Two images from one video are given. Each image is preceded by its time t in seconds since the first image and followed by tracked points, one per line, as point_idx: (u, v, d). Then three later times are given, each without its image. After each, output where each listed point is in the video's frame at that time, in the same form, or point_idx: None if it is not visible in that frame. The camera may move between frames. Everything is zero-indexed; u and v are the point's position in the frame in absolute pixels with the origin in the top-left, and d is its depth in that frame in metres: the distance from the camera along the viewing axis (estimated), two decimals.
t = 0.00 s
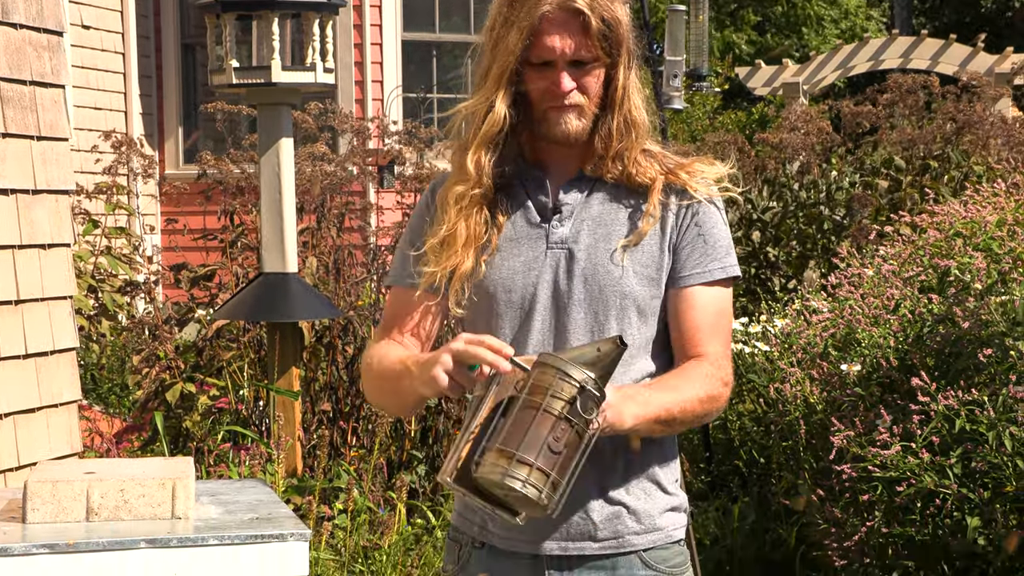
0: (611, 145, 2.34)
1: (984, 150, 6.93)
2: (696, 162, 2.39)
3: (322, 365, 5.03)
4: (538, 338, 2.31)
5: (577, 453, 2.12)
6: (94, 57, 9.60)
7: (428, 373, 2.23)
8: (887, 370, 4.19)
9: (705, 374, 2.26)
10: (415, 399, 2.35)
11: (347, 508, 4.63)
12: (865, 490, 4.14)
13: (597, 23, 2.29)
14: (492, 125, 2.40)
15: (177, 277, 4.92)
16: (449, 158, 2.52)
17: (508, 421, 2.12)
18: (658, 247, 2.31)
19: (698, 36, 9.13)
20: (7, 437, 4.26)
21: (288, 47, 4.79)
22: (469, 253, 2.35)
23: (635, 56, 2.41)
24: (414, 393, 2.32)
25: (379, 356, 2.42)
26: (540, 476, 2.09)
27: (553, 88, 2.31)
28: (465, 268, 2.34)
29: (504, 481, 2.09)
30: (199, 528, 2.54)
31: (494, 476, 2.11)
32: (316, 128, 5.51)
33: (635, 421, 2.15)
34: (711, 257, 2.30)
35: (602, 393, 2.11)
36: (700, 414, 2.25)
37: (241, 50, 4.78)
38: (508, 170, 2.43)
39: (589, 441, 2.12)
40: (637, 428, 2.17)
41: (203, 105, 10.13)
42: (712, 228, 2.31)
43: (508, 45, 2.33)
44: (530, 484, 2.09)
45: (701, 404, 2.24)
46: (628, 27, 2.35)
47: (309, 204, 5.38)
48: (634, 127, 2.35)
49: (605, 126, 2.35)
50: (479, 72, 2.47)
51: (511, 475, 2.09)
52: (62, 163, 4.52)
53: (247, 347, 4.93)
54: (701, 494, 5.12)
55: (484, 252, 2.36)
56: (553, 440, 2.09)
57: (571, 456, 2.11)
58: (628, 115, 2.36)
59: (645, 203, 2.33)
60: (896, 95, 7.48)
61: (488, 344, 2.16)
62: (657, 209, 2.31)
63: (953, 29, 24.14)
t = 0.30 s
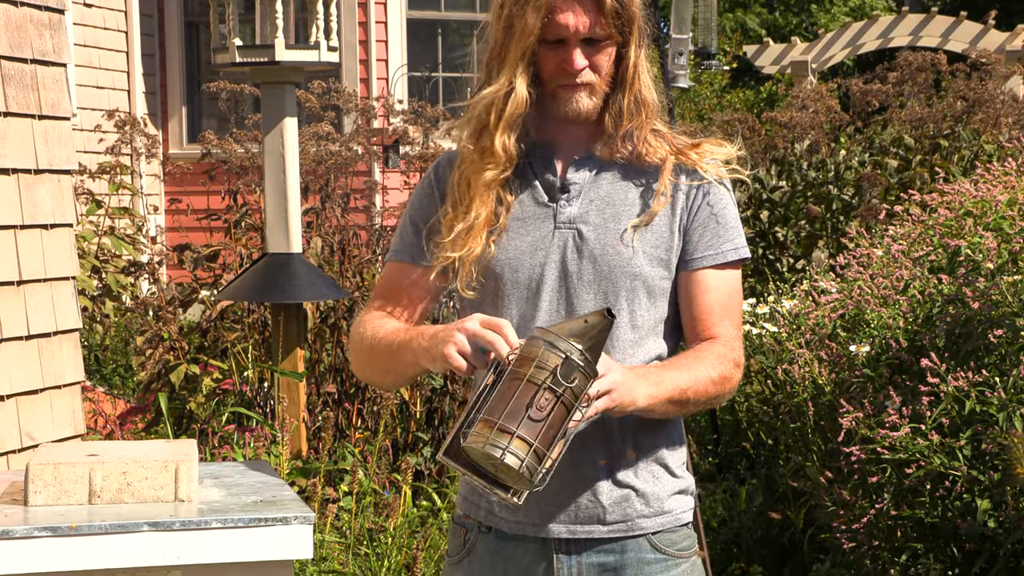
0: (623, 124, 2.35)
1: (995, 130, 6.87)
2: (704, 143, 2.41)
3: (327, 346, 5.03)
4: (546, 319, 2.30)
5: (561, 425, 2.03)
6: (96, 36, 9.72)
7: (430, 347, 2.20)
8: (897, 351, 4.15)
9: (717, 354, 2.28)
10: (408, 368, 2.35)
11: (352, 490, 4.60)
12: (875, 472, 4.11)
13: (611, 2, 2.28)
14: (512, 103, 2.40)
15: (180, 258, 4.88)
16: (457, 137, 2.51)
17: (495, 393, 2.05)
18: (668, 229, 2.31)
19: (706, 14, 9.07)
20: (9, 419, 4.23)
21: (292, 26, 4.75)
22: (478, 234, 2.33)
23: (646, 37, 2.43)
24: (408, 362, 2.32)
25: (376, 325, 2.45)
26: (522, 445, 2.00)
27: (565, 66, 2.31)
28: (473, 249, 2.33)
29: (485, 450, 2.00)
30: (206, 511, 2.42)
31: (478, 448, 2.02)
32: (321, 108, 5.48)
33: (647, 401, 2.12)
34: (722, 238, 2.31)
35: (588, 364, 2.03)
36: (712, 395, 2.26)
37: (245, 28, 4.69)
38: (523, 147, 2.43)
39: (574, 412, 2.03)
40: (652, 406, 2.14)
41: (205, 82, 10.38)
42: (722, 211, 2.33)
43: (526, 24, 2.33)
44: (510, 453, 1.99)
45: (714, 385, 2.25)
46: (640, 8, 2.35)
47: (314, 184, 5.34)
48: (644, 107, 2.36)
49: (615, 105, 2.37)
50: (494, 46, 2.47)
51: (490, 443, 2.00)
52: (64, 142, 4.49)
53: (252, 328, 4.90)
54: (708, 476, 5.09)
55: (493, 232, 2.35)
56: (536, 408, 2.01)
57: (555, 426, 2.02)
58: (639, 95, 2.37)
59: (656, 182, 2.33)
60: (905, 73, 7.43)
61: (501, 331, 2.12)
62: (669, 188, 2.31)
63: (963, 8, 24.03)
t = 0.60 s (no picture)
0: (625, 111, 2.31)
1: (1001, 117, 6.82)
2: (708, 133, 2.38)
3: (326, 338, 4.99)
4: (545, 311, 2.27)
5: (543, 440, 1.95)
6: (93, 25, 9.95)
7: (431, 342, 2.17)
8: (902, 342, 4.10)
9: (720, 349, 2.24)
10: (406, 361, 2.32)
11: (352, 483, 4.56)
12: (880, 464, 4.06)
13: None
14: (522, 97, 2.33)
15: (178, 248, 4.84)
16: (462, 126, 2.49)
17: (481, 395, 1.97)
18: (670, 221, 2.28)
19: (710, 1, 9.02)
20: (4, 411, 4.19)
21: (290, 14, 4.69)
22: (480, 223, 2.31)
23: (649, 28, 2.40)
24: (407, 355, 2.29)
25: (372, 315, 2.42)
26: (499, 454, 1.93)
27: (567, 54, 2.29)
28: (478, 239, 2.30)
29: (461, 454, 1.93)
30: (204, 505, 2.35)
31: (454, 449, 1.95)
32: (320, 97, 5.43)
33: (647, 405, 2.09)
34: (726, 230, 2.27)
35: (579, 379, 1.95)
36: (714, 391, 2.23)
37: (243, 16, 4.66)
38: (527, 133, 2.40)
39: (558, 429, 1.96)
40: (653, 408, 2.12)
41: (202, 73, 10.54)
42: (726, 201, 2.28)
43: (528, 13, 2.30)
44: (487, 460, 1.93)
45: (715, 381, 2.22)
46: None
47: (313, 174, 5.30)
48: (646, 96, 2.33)
49: (617, 94, 2.33)
50: (494, 36, 2.47)
51: (468, 448, 1.93)
52: (59, 132, 4.45)
53: (250, 319, 4.86)
54: (712, 468, 5.04)
55: (493, 221, 2.31)
56: (520, 419, 1.93)
57: (536, 441, 1.95)
58: (641, 83, 2.34)
59: (659, 171, 2.30)
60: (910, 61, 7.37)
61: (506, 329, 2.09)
62: (671, 178, 2.27)
63: None
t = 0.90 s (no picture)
0: (623, 101, 2.30)
1: (1004, 108, 6.75)
2: (706, 123, 2.37)
3: (322, 332, 4.95)
4: (542, 304, 2.27)
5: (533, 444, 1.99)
6: (86, 15, 10.00)
7: (425, 343, 2.15)
8: (903, 335, 4.06)
9: (720, 343, 2.23)
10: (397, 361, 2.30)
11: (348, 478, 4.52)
12: (881, 459, 4.02)
13: None
14: (518, 90, 2.34)
15: (171, 241, 4.79)
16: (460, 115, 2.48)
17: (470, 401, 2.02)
18: (668, 213, 2.27)
19: None
20: None
21: (284, 4, 4.64)
22: (477, 217, 2.31)
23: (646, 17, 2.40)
24: (398, 355, 2.27)
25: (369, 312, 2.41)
26: (487, 466, 1.99)
27: (562, 44, 2.28)
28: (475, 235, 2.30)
29: (453, 467, 2.00)
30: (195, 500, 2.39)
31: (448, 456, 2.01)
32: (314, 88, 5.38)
33: (645, 401, 2.08)
34: (726, 222, 2.25)
35: (566, 387, 1.96)
36: (714, 386, 2.21)
37: (236, 6, 4.56)
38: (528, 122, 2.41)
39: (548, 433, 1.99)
40: (651, 404, 2.11)
41: (195, 64, 10.58)
42: (725, 194, 2.27)
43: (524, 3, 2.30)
44: (476, 474, 2.00)
45: (714, 375, 2.20)
46: None
47: (308, 166, 5.25)
48: (644, 86, 2.32)
49: (614, 85, 2.32)
50: (490, 28, 2.45)
51: (457, 462, 1.99)
52: (50, 123, 4.40)
53: (245, 313, 4.82)
54: (711, 463, 5.00)
55: (491, 213, 2.31)
56: (507, 430, 1.98)
57: (526, 448, 1.99)
58: (638, 72, 2.33)
59: (657, 162, 2.29)
60: (912, 51, 7.31)
61: (497, 334, 2.06)
62: (670, 169, 2.26)
63: None
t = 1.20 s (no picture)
0: (625, 91, 2.25)
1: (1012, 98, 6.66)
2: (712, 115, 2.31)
3: (319, 327, 4.92)
4: (544, 299, 2.22)
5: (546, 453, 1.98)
6: (80, 6, 9.96)
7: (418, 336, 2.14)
8: (909, 329, 3.99)
9: (726, 335, 2.18)
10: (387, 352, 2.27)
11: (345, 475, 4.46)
12: (887, 454, 3.96)
13: None
14: (517, 81, 2.30)
15: (166, 234, 4.72)
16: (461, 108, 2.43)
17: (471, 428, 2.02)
18: (672, 206, 2.22)
19: None
20: None
21: None
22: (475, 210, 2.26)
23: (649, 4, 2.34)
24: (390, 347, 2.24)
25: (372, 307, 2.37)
26: (501, 488, 1.99)
27: (559, 35, 2.24)
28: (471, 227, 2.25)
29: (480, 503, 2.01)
30: (189, 497, 2.36)
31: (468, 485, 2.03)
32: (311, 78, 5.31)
33: (651, 390, 2.04)
34: (733, 215, 2.20)
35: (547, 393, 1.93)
36: (721, 379, 2.17)
37: None
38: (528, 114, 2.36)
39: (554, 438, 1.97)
40: (658, 395, 2.06)
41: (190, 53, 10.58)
42: (732, 185, 2.22)
43: None
44: (500, 502, 2.00)
45: (722, 369, 2.16)
46: None
47: (304, 158, 5.18)
48: (646, 76, 2.27)
49: (616, 76, 2.28)
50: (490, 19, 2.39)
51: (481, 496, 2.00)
52: (43, 114, 4.34)
53: (241, 307, 4.76)
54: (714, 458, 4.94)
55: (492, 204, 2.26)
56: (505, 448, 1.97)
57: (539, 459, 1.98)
58: (641, 62, 2.28)
59: (661, 154, 2.24)
60: (918, 40, 7.24)
61: (479, 339, 2.07)
62: (674, 161, 2.21)
63: None
